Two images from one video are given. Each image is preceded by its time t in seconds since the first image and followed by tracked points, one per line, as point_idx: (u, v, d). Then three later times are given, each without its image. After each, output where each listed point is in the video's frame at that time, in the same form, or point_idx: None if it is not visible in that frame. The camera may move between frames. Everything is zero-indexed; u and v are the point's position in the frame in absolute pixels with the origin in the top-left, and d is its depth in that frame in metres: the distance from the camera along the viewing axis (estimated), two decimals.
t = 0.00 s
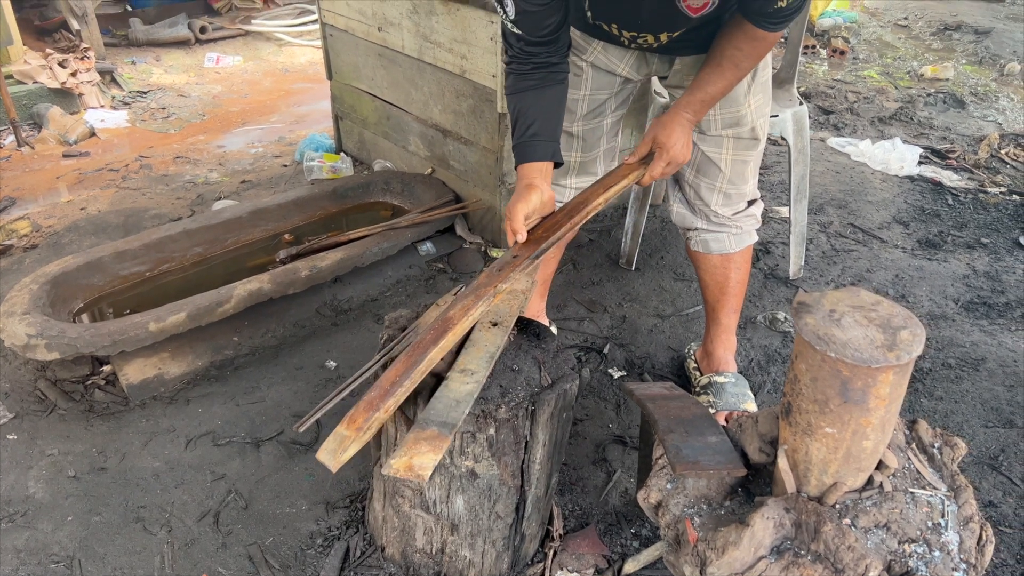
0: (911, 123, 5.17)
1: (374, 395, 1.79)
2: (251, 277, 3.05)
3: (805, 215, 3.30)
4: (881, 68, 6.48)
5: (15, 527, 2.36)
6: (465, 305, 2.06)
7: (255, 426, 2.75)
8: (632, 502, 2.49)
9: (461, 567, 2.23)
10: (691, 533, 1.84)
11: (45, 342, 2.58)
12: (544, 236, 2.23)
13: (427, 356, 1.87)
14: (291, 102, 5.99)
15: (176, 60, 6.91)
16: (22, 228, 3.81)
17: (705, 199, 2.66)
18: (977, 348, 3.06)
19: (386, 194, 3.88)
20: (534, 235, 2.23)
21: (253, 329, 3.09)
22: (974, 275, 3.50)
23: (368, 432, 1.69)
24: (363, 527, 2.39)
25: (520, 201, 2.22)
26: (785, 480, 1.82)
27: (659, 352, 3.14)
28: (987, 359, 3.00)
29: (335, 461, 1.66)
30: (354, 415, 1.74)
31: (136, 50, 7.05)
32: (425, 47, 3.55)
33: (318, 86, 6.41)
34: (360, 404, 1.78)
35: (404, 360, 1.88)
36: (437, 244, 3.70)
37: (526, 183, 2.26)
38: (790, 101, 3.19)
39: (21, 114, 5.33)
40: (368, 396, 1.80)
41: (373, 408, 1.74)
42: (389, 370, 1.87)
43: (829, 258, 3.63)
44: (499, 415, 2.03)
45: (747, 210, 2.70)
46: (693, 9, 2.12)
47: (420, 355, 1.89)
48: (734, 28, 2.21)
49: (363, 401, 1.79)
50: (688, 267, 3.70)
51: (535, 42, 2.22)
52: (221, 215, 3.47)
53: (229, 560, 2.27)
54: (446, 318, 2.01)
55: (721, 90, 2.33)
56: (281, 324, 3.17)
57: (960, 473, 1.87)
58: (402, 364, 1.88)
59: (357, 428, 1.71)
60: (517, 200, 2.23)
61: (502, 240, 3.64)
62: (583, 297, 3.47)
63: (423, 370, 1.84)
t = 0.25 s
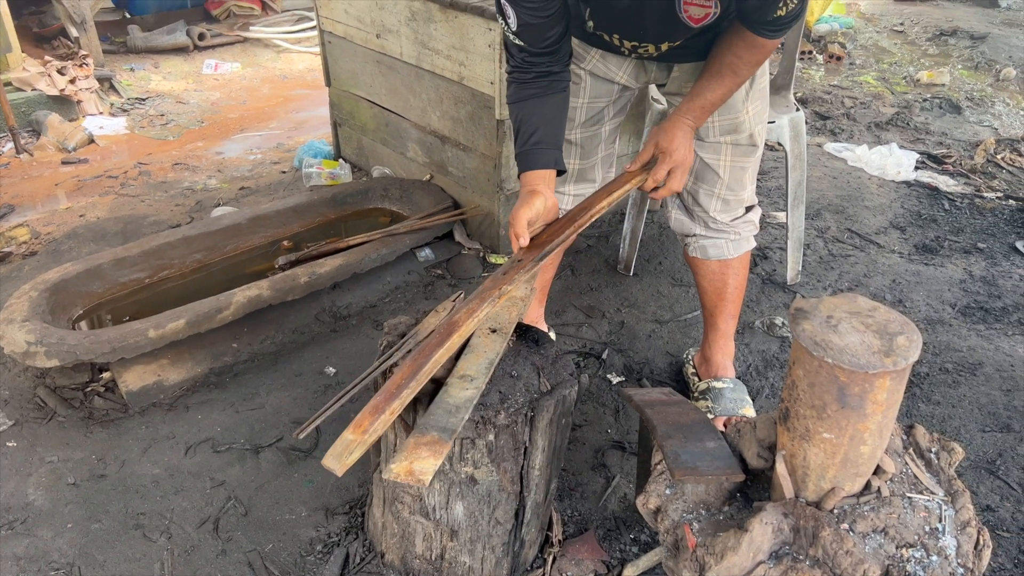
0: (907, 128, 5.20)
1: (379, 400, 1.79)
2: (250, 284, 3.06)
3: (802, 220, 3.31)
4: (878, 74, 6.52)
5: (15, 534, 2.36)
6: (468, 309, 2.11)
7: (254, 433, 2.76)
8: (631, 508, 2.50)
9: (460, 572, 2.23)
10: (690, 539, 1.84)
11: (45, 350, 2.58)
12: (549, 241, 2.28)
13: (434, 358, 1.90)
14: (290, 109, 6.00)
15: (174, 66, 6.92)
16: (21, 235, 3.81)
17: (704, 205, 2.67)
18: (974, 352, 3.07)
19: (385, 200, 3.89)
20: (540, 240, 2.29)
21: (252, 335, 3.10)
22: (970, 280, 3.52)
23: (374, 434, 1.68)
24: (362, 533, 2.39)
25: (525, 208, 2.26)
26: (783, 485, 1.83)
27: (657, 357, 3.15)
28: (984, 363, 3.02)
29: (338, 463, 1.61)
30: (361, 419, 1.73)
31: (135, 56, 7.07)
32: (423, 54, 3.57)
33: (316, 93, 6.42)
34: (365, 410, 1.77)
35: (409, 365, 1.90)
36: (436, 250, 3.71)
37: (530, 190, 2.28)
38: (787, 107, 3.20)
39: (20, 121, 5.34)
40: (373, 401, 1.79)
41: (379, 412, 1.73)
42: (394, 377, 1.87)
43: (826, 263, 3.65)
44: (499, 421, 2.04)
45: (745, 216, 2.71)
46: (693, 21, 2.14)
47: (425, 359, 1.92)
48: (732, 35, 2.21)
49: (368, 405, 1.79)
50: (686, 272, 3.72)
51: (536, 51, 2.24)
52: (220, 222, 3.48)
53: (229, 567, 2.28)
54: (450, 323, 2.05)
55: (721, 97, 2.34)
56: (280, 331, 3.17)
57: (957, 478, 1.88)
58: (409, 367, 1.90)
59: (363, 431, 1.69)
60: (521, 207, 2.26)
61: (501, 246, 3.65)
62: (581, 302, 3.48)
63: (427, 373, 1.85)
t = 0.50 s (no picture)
0: (903, 130, 5.22)
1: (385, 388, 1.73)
2: (248, 287, 3.06)
3: (800, 222, 3.32)
4: (874, 76, 6.55)
5: (14, 538, 2.36)
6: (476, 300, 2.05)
7: (253, 435, 2.76)
8: (630, 509, 2.50)
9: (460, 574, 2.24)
10: (690, 539, 1.85)
11: (43, 353, 2.58)
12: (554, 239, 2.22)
13: (443, 347, 1.85)
14: (287, 112, 6.01)
15: (172, 70, 6.93)
16: (19, 238, 3.81)
17: (704, 208, 2.68)
18: (971, 353, 3.08)
19: (383, 203, 3.89)
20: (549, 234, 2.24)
21: (250, 338, 3.10)
22: (967, 281, 3.54)
23: (380, 422, 1.63)
24: (362, 536, 2.40)
25: (535, 201, 2.20)
26: (782, 486, 1.83)
27: (656, 359, 3.16)
28: (981, 364, 3.03)
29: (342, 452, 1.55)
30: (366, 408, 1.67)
31: (132, 60, 7.07)
32: (421, 57, 3.58)
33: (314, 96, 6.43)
34: (370, 397, 1.72)
35: (416, 355, 1.85)
36: (434, 253, 3.71)
37: (539, 184, 2.24)
38: (783, 109, 3.21)
39: (18, 124, 5.33)
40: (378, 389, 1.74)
41: (386, 402, 1.68)
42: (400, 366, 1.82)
43: (823, 264, 3.66)
44: (498, 423, 2.05)
45: (743, 218, 2.72)
46: (698, 23, 2.15)
47: (433, 348, 1.87)
48: (733, 42, 2.27)
49: (374, 393, 1.74)
50: (684, 274, 3.73)
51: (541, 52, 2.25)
52: (219, 225, 3.48)
53: (228, 570, 2.28)
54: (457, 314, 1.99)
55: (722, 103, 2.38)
56: (278, 333, 3.17)
57: (955, 478, 1.89)
58: (417, 355, 1.85)
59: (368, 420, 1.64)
60: (530, 200, 2.21)
61: (500, 248, 3.66)
62: (580, 304, 3.49)
63: (434, 365, 1.81)
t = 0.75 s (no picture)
0: (896, 130, 5.25)
1: (446, 381, 1.63)
2: (244, 287, 3.06)
3: (794, 221, 3.33)
4: (867, 76, 6.58)
5: (9, 539, 2.35)
6: (525, 296, 1.95)
7: (249, 435, 2.75)
8: (626, 507, 2.51)
9: (457, 572, 2.24)
10: (686, 535, 1.85)
11: (39, 354, 2.57)
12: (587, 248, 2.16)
13: (502, 342, 1.74)
14: (282, 112, 6.00)
15: (165, 71, 6.91)
16: (13, 240, 3.80)
17: (704, 207, 2.70)
18: (963, 350, 3.10)
19: (378, 203, 3.89)
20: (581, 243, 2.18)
21: (246, 338, 3.09)
22: (960, 279, 3.56)
23: (447, 415, 1.54)
24: (359, 534, 2.40)
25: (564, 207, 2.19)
26: (777, 481, 1.84)
27: (651, 357, 3.17)
28: (974, 361, 3.05)
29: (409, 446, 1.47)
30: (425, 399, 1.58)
31: (126, 61, 7.06)
32: (416, 57, 3.58)
33: (308, 96, 6.43)
34: (427, 385, 1.62)
35: (471, 346, 1.74)
36: (430, 252, 3.72)
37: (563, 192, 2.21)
38: (777, 107, 3.21)
39: (11, 126, 5.31)
40: (435, 380, 1.64)
41: (452, 395, 1.58)
42: (456, 356, 1.72)
43: (817, 263, 3.68)
44: (495, 421, 2.06)
45: (742, 218, 2.73)
46: (705, 26, 2.10)
47: (487, 342, 1.75)
48: (727, 65, 2.26)
49: (433, 382, 1.64)
50: (679, 273, 3.74)
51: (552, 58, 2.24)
52: (214, 225, 3.47)
53: (225, 569, 2.27)
54: (509, 309, 1.89)
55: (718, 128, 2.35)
56: (274, 333, 3.17)
57: (949, 473, 1.90)
58: (470, 346, 1.74)
59: (432, 412, 1.54)
60: (559, 206, 2.19)
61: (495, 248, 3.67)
62: (575, 304, 3.49)
63: (496, 359, 1.70)
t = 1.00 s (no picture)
0: (886, 126, 5.28)
1: (582, 440, 1.59)
2: (235, 283, 3.05)
3: (784, 217, 3.34)
4: (857, 73, 6.61)
5: None
6: (607, 334, 1.85)
7: (240, 432, 2.75)
8: (617, 500, 2.52)
9: (449, 566, 2.24)
10: (674, 527, 1.86)
11: (28, 351, 2.56)
12: (627, 278, 2.05)
13: (615, 391, 1.69)
14: (272, 109, 5.99)
15: (155, 68, 6.88)
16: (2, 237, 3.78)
17: (702, 202, 2.65)
18: (952, 344, 3.12)
19: (368, 199, 3.89)
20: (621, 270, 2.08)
21: (237, 335, 3.09)
22: (948, 274, 3.58)
23: (603, 481, 1.53)
24: (350, 530, 2.40)
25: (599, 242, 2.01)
26: (765, 473, 1.85)
27: (642, 352, 3.18)
28: (963, 355, 3.07)
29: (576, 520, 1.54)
30: (568, 466, 1.55)
31: (116, 58, 7.04)
32: (406, 53, 3.58)
33: (299, 94, 6.41)
34: (562, 448, 1.58)
35: (583, 398, 1.67)
36: (421, 249, 3.71)
37: (591, 228, 2.03)
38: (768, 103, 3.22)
39: None
40: (565, 441, 1.59)
41: (598, 456, 1.56)
42: (572, 410, 1.65)
43: (807, 258, 3.69)
44: (485, 414, 2.06)
45: (739, 215, 2.69)
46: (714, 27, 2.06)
47: (600, 391, 1.69)
48: (709, 87, 2.27)
49: (565, 446, 1.59)
50: (670, 269, 3.75)
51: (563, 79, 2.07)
52: (204, 222, 3.46)
53: (217, 565, 2.27)
54: (599, 351, 1.80)
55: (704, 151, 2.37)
56: (264, 330, 3.17)
57: (935, 463, 1.91)
58: (584, 410, 1.65)
59: (584, 480, 1.53)
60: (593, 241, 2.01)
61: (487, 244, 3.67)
62: (566, 299, 3.50)
63: (618, 408, 1.66)
